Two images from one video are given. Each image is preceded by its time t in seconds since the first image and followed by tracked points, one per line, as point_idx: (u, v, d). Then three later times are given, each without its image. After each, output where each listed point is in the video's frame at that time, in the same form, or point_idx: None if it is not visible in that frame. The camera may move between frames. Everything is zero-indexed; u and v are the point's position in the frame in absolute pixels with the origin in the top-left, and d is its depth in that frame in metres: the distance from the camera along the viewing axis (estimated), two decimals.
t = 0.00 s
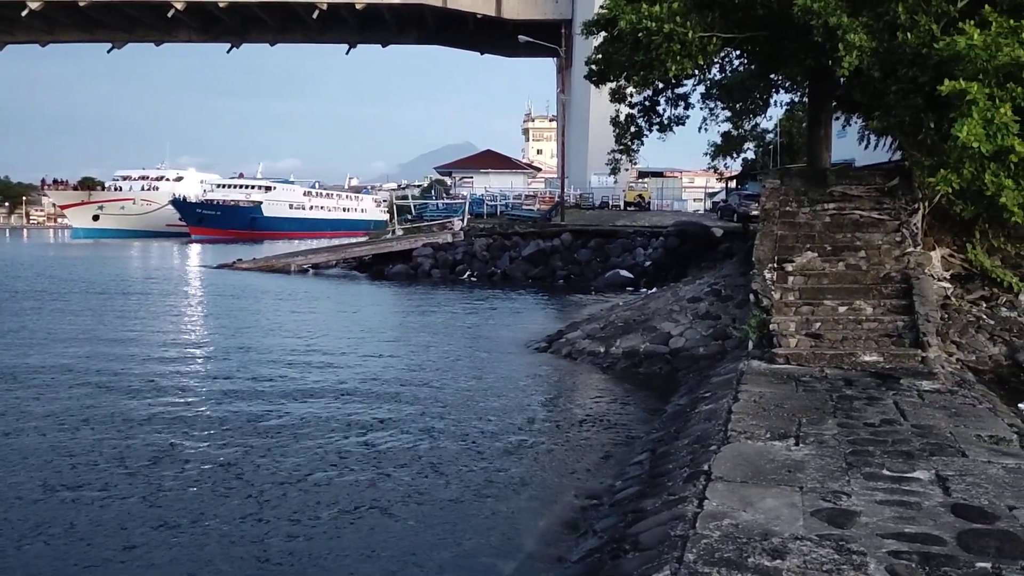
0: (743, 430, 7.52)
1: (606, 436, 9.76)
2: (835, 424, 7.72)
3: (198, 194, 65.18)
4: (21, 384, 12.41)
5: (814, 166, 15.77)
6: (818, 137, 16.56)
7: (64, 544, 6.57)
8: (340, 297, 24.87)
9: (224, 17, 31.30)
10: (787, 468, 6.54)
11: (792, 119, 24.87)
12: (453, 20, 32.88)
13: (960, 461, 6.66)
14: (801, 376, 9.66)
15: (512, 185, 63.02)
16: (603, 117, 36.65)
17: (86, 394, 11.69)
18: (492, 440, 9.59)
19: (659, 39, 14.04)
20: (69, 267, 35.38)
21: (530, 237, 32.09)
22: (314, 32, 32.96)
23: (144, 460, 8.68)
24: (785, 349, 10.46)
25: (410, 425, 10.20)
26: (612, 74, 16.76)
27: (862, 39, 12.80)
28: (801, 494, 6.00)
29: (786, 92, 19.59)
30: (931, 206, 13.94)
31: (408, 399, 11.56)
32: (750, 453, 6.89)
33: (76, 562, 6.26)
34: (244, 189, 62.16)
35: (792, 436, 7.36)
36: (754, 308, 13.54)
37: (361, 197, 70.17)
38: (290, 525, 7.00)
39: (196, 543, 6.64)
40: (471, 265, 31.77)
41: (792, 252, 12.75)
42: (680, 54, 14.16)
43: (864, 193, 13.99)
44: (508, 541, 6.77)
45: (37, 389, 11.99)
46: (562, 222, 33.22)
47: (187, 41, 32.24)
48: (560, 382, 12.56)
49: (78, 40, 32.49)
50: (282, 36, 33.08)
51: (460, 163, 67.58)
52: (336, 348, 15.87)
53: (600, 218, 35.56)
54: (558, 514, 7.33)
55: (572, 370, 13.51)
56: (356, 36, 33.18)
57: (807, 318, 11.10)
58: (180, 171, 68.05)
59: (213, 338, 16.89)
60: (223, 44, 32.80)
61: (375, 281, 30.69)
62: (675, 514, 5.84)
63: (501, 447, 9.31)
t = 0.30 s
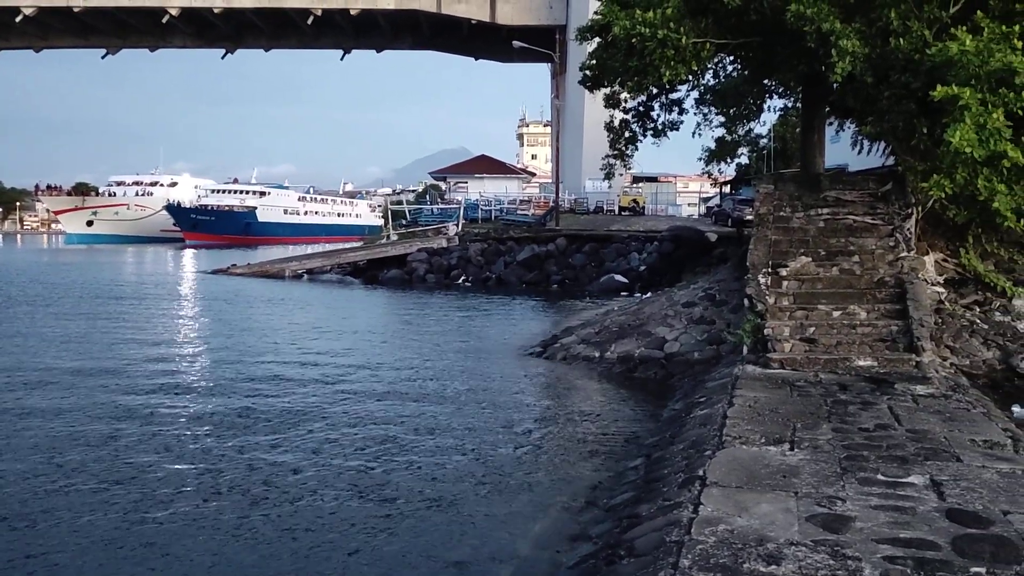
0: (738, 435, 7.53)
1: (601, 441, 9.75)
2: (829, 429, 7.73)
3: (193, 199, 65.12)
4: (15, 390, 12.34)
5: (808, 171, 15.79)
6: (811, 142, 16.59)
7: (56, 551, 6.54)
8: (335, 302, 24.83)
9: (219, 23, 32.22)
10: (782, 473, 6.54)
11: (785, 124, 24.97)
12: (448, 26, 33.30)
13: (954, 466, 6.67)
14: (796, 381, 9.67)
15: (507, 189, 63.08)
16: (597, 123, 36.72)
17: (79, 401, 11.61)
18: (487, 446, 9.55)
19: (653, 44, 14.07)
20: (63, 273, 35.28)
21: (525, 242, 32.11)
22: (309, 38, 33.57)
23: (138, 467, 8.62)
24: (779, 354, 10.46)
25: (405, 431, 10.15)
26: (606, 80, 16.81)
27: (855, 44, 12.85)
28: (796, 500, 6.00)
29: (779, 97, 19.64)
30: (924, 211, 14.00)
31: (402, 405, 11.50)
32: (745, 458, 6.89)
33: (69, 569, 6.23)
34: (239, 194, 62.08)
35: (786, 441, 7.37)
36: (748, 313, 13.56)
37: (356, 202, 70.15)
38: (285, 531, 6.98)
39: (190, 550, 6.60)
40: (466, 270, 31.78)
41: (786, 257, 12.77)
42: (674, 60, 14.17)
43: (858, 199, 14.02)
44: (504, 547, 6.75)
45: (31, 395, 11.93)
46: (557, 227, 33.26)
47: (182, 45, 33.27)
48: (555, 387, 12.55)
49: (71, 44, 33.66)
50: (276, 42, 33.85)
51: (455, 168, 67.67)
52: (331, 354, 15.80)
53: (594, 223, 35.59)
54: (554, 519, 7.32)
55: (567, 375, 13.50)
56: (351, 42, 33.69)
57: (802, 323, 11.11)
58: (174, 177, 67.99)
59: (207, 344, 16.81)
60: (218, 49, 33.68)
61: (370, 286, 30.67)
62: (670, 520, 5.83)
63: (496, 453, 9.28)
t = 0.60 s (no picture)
0: (735, 444, 7.52)
1: (596, 451, 9.72)
2: (826, 438, 7.73)
3: (189, 209, 65.17)
4: (10, 399, 12.31)
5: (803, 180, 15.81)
6: (806, 151, 16.65)
7: (49, 560, 6.51)
8: (331, 311, 24.81)
9: (216, 33, 33.13)
10: (778, 483, 6.53)
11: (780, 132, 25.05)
12: (443, 36, 33.92)
13: (951, 475, 6.67)
14: (792, 390, 9.67)
15: (503, 198, 63.16)
16: (593, 132, 36.79)
17: (77, 410, 11.58)
18: (483, 455, 9.52)
19: (648, 54, 14.12)
20: (59, 282, 35.25)
21: (521, 251, 32.15)
22: (304, 48, 34.56)
23: (134, 477, 8.59)
24: (775, 363, 10.48)
25: (402, 440, 10.13)
26: (601, 89, 16.89)
27: (849, 54, 12.89)
28: (793, 509, 6.00)
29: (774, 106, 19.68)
30: (919, 220, 14.05)
31: (399, 415, 11.49)
32: (741, 467, 6.89)
33: None
34: (235, 204, 62.08)
35: (783, 450, 7.36)
36: (744, 321, 13.57)
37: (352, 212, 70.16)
38: (279, 541, 6.95)
39: (184, 560, 6.57)
40: (462, 280, 31.80)
41: (782, 266, 12.80)
42: (670, 70, 14.22)
43: (853, 208, 14.05)
44: (499, 556, 6.74)
45: (27, 405, 11.89)
46: (553, 236, 33.31)
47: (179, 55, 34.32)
48: (551, 397, 12.56)
49: (72, 56, 35.05)
50: (272, 52, 34.72)
51: (451, 177, 67.78)
52: (329, 363, 15.76)
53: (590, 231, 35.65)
54: (550, 529, 7.30)
55: (562, 384, 13.48)
56: (347, 52, 34.66)
57: (798, 332, 11.13)
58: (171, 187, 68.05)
59: (205, 353, 16.77)
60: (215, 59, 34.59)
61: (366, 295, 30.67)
62: (666, 530, 5.82)
63: (492, 462, 9.27)
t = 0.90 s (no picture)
0: (733, 456, 7.51)
1: (593, 462, 9.70)
2: (825, 450, 7.71)
3: (186, 220, 65.20)
4: (7, 411, 12.28)
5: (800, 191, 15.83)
6: (804, 162, 16.70)
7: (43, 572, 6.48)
8: (329, 323, 24.78)
9: (215, 45, 33.35)
10: (777, 495, 6.52)
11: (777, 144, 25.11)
12: (441, 48, 34.08)
13: (950, 487, 6.66)
14: (790, 401, 9.66)
15: (500, 209, 63.23)
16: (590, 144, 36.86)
17: (75, 422, 11.55)
18: (480, 467, 9.50)
19: (645, 66, 14.18)
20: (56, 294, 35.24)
21: (519, 262, 32.17)
22: (302, 61, 34.78)
23: (132, 488, 8.56)
24: (773, 375, 10.47)
25: (399, 451, 10.10)
26: (598, 101, 16.95)
27: (845, 66, 12.92)
28: (791, 521, 5.98)
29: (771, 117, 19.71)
30: (916, 231, 14.07)
31: (397, 426, 11.46)
32: (740, 479, 6.88)
33: None
34: (233, 215, 62.09)
35: (781, 462, 7.35)
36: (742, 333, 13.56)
37: (350, 223, 70.20)
38: (274, 554, 6.90)
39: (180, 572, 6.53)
40: (460, 291, 31.79)
41: (780, 277, 12.81)
42: (667, 81, 14.27)
43: (850, 219, 14.06)
44: (497, 569, 6.72)
45: (24, 417, 11.86)
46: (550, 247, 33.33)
47: (178, 67, 34.51)
48: (549, 408, 12.54)
49: (71, 69, 35.24)
50: (270, 65, 34.92)
51: (449, 188, 67.87)
52: (327, 374, 15.74)
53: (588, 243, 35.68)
54: (548, 541, 7.27)
55: (559, 395, 13.46)
56: (346, 64, 34.86)
57: (796, 343, 11.12)
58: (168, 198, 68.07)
59: (202, 365, 16.73)
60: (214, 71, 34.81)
61: (364, 306, 30.66)
62: (665, 543, 5.80)
63: (490, 474, 9.25)
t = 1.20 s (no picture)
0: (733, 470, 7.49)
1: (592, 477, 9.66)
2: (824, 464, 7.70)
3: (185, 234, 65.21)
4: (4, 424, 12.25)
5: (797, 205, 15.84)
6: (801, 175, 16.74)
7: None
8: (327, 336, 24.78)
9: (214, 60, 33.49)
10: (776, 509, 6.50)
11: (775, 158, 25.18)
12: (440, 62, 34.22)
13: (950, 501, 6.64)
14: (789, 415, 9.64)
15: (499, 223, 63.29)
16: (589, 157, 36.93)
17: (72, 435, 11.53)
18: (478, 481, 9.47)
19: (643, 80, 14.23)
20: (54, 307, 35.22)
21: (517, 275, 32.20)
22: (302, 75, 34.94)
23: (129, 502, 8.54)
24: (772, 389, 10.46)
25: (397, 465, 10.07)
26: (596, 115, 17.00)
27: (842, 80, 12.94)
28: (791, 536, 5.96)
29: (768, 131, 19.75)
30: (914, 245, 14.09)
31: (394, 440, 11.43)
32: (739, 493, 6.86)
33: None
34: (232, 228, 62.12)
35: (781, 476, 7.33)
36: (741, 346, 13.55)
37: (349, 236, 70.24)
38: (271, 567, 6.88)
39: None
40: (458, 304, 31.79)
41: (778, 290, 12.81)
42: (664, 95, 14.32)
43: (848, 232, 14.07)
44: None
45: (22, 430, 11.83)
46: (549, 260, 33.35)
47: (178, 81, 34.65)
48: (548, 422, 12.52)
49: (71, 83, 35.38)
50: (270, 79, 35.08)
51: (447, 202, 67.94)
52: (325, 388, 15.72)
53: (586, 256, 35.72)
54: (547, 556, 7.23)
55: (558, 409, 13.44)
56: (345, 79, 35.04)
57: (795, 357, 11.11)
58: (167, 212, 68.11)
59: (200, 378, 16.71)
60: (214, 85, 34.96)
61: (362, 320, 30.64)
62: (664, 557, 5.78)
63: (488, 488, 9.21)
